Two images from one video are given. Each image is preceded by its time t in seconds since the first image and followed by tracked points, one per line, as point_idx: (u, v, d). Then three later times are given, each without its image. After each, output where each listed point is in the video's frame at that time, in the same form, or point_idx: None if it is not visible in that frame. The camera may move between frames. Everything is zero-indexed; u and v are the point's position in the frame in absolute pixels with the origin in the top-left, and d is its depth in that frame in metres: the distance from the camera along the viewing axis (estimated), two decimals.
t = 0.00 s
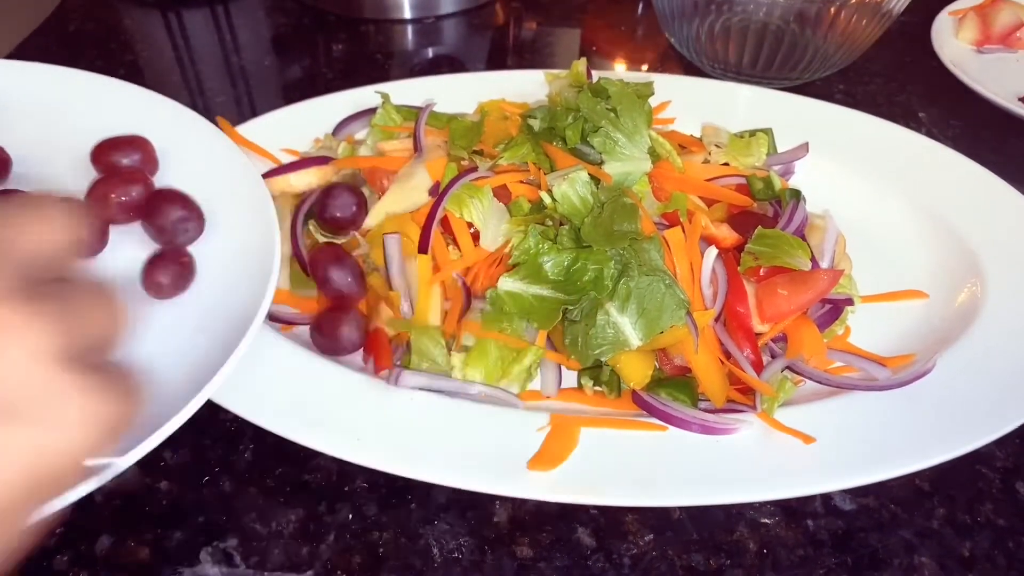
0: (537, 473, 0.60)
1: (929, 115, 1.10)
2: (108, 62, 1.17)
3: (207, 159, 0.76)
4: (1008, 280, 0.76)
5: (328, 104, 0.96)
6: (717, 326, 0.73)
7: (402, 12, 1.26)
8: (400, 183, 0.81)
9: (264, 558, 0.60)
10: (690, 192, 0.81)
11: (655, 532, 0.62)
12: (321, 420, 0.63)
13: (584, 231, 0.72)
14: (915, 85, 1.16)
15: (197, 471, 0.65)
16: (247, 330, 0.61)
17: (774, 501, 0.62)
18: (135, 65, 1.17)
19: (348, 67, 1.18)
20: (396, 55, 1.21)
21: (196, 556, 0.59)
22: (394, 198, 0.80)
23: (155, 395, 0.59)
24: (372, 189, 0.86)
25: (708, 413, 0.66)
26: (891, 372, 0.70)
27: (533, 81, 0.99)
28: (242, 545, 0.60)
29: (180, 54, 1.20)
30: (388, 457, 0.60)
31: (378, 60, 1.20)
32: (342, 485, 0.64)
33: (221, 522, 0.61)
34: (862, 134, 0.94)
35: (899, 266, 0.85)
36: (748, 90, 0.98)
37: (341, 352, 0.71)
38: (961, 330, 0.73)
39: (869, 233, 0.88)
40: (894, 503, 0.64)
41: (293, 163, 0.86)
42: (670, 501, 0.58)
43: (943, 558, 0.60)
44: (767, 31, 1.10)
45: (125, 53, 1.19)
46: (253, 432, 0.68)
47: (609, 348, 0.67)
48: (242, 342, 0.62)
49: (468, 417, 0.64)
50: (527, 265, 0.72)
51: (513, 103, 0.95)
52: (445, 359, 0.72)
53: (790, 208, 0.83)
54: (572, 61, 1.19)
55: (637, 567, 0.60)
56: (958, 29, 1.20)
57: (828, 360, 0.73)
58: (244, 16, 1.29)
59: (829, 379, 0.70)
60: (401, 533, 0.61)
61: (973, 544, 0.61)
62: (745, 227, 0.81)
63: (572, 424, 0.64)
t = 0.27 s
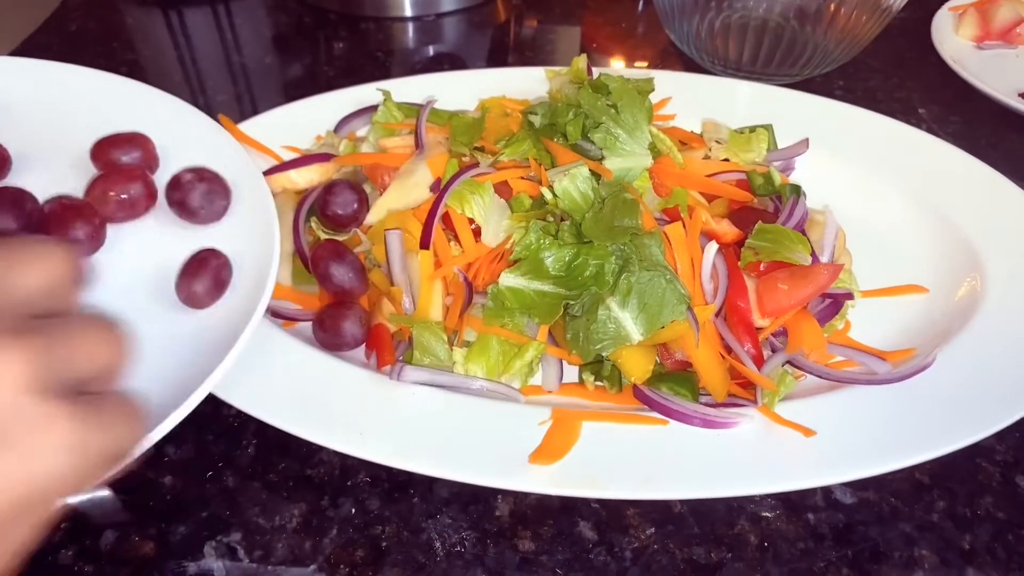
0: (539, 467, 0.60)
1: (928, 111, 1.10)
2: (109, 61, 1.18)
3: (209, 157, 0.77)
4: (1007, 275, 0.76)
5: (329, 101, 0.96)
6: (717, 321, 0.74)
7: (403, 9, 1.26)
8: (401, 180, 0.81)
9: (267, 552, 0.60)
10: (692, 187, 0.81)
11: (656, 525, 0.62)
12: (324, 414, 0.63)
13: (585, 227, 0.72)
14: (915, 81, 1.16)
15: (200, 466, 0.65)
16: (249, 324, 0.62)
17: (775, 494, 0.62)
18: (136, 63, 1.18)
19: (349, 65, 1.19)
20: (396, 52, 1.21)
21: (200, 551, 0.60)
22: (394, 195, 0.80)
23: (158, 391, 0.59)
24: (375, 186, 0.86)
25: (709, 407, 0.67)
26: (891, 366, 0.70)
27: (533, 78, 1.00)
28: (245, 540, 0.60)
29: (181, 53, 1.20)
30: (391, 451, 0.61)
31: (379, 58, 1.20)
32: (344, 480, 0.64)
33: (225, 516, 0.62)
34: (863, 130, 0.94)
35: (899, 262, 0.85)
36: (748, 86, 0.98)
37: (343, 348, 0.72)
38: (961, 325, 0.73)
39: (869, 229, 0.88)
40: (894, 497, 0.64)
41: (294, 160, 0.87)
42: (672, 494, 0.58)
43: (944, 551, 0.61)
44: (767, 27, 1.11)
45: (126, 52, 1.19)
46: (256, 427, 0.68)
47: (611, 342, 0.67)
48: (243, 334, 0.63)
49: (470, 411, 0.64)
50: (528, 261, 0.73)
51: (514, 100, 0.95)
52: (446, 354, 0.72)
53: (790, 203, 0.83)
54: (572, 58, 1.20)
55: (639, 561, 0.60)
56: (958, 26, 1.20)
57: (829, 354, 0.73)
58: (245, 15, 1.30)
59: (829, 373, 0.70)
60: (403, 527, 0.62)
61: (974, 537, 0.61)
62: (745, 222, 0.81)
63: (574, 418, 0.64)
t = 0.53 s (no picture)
0: (539, 464, 0.61)
1: (927, 112, 1.11)
2: (112, 64, 1.18)
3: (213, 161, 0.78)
4: (1005, 274, 0.77)
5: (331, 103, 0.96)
6: (717, 319, 0.74)
7: (403, 11, 1.27)
8: (402, 180, 0.82)
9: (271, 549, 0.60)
10: (692, 187, 0.82)
11: (656, 522, 0.63)
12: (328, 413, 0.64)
13: (586, 227, 0.73)
14: (914, 82, 1.17)
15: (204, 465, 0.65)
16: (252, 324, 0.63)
17: (774, 491, 0.63)
18: (139, 65, 1.18)
19: (350, 67, 1.19)
20: (397, 54, 1.22)
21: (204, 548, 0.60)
22: (396, 195, 0.81)
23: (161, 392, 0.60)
24: (377, 187, 0.88)
25: (709, 405, 0.67)
26: (889, 364, 0.70)
27: (533, 79, 1.00)
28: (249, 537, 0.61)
29: (184, 55, 1.21)
30: (393, 449, 0.61)
31: (380, 60, 1.21)
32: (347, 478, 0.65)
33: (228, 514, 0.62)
34: (862, 130, 0.95)
35: (898, 262, 0.85)
36: (747, 88, 0.99)
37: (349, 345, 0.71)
38: (959, 323, 0.73)
39: (868, 229, 0.89)
40: (893, 494, 0.65)
41: (297, 161, 0.87)
42: (672, 491, 0.59)
43: (942, 548, 0.61)
44: (766, 29, 1.11)
45: (129, 54, 1.20)
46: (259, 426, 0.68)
47: (612, 341, 0.68)
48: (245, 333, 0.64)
49: (472, 409, 0.65)
50: (529, 260, 0.73)
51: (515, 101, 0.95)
52: (448, 353, 0.72)
53: (789, 203, 0.84)
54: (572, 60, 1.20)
55: (639, 558, 0.60)
56: (957, 26, 1.20)
57: (828, 353, 0.74)
58: (247, 17, 1.30)
59: (829, 371, 0.71)
60: (406, 525, 0.62)
61: (972, 533, 0.62)
62: (744, 221, 0.81)
63: (575, 416, 0.64)
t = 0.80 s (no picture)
0: (536, 468, 0.61)
1: (922, 117, 1.12)
2: (110, 69, 1.19)
3: (210, 166, 0.78)
4: (999, 278, 0.77)
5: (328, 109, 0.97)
6: (713, 324, 0.75)
7: (400, 17, 1.27)
8: (399, 185, 0.82)
9: (268, 554, 0.60)
10: (687, 193, 0.82)
11: (652, 526, 0.63)
12: (325, 418, 0.64)
13: (582, 231, 0.73)
14: (909, 87, 1.17)
15: (201, 470, 0.66)
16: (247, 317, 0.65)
17: (770, 495, 0.63)
18: (137, 70, 1.19)
19: (348, 72, 1.20)
20: (395, 60, 1.22)
21: (202, 553, 0.60)
22: (395, 200, 0.81)
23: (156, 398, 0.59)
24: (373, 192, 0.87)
25: (704, 409, 0.67)
26: (884, 368, 0.71)
27: (529, 85, 1.00)
28: (246, 542, 0.61)
29: (182, 61, 1.22)
30: (390, 454, 0.61)
31: (377, 65, 1.21)
32: (344, 483, 0.65)
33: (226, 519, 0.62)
34: (857, 135, 0.95)
35: (893, 266, 0.86)
36: (743, 93, 0.99)
37: (343, 350, 0.71)
38: (954, 327, 0.74)
39: (864, 234, 0.89)
40: (889, 498, 0.65)
41: (293, 167, 0.87)
42: (668, 495, 0.59)
43: (937, 551, 0.61)
44: (761, 35, 1.12)
45: (127, 60, 1.20)
46: (256, 431, 0.69)
47: (608, 346, 0.68)
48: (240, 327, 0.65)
49: (468, 414, 0.65)
50: (525, 265, 0.73)
51: (511, 107, 0.96)
52: (445, 358, 0.73)
53: (784, 209, 0.84)
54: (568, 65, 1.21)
55: (636, 561, 0.61)
56: (951, 32, 1.21)
57: (823, 357, 0.74)
58: (244, 23, 1.31)
59: (824, 375, 0.71)
60: (403, 529, 0.62)
61: (967, 537, 0.62)
62: (741, 225, 0.82)
63: (572, 420, 0.65)
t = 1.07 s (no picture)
0: (537, 466, 0.61)
1: (922, 115, 1.11)
2: (109, 67, 1.18)
3: (210, 163, 0.78)
4: (1000, 276, 0.77)
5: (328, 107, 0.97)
6: (714, 321, 0.75)
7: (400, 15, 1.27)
8: (397, 182, 0.82)
9: (268, 552, 0.60)
10: (687, 190, 0.82)
11: (653, 524, 0.63)
12: (325, 415, 0.64)
13: (583, 229, 0.73)
14: (909, 85, 1.17)
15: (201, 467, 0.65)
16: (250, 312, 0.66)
17: (770, 493, 0.63)
18: (136, 68, 1.18)
19: (348, 70, 1.19)
20: (395, 57, 1.22)
21: (201, 551, 0.60)
22: (395, 195, 0.81)
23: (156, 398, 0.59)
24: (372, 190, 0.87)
25: (705, 407, 0.67)
26: (885, 366, 0.71)
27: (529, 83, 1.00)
28: (246, 540, 0.61)
29: (181, 58, 1.21)
30: (390, 452, 0.61)
31: (377, 63, 1.21)
32: (345, 480, 0.65)
33: (225, 517, 0.62)
34: (858, 133, 0.95)
35: (893, 264, 0.86)
36: (744, 91, 0.99)
37: (342, 347, 0.72)
38: (955, 324, 0.74)
39: (864, 232, 0.89)
40: (890, 496, 0.65)
41: (293, 165, 0.87)
42: (668, 492, 0.59)
43: (938, 549, 0.61)
44: (762, 33, 1.12)
45: (127, 57, 1.20)
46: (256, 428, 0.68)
47: (608, 344, 0.68)
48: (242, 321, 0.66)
49: (468, 412, 0.65)
50: (526, 263, 0.73)
51: (511, 105, 0.96)
52: (446, 355, 0.73)
53: (785, 206, 0.84)
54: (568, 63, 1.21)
55: (636, 559, 0.60)
56: (952, 30, 1.21)
57: (824, 355, 0.74)
58: (244, 20, 1.30)
59: (824, 373, 0.71)
60: (403, 527, 0.62)
61: (968, 534, 0.62)
62: (742, 223, 0.81)
63: (573, 418, 0.65)
